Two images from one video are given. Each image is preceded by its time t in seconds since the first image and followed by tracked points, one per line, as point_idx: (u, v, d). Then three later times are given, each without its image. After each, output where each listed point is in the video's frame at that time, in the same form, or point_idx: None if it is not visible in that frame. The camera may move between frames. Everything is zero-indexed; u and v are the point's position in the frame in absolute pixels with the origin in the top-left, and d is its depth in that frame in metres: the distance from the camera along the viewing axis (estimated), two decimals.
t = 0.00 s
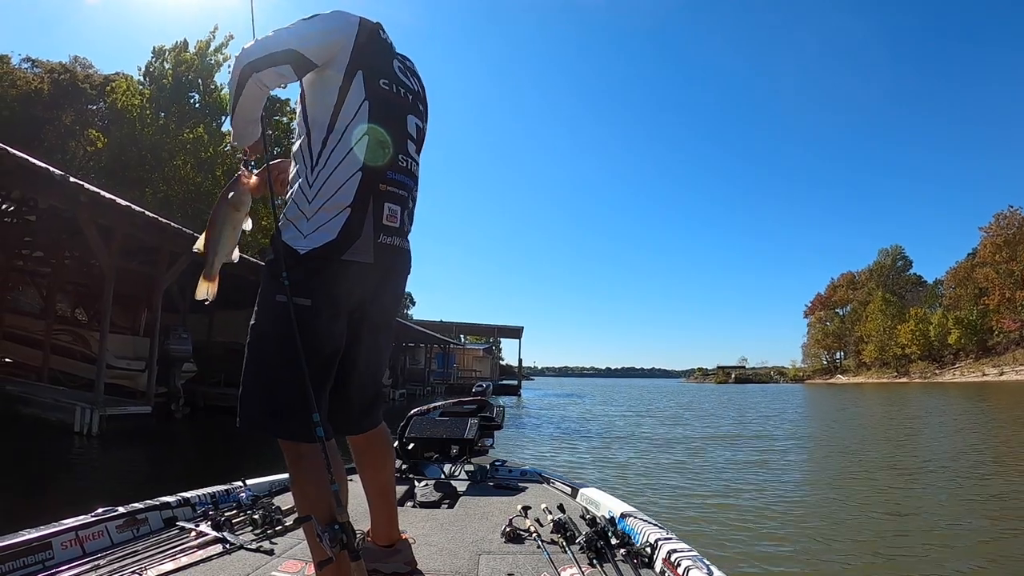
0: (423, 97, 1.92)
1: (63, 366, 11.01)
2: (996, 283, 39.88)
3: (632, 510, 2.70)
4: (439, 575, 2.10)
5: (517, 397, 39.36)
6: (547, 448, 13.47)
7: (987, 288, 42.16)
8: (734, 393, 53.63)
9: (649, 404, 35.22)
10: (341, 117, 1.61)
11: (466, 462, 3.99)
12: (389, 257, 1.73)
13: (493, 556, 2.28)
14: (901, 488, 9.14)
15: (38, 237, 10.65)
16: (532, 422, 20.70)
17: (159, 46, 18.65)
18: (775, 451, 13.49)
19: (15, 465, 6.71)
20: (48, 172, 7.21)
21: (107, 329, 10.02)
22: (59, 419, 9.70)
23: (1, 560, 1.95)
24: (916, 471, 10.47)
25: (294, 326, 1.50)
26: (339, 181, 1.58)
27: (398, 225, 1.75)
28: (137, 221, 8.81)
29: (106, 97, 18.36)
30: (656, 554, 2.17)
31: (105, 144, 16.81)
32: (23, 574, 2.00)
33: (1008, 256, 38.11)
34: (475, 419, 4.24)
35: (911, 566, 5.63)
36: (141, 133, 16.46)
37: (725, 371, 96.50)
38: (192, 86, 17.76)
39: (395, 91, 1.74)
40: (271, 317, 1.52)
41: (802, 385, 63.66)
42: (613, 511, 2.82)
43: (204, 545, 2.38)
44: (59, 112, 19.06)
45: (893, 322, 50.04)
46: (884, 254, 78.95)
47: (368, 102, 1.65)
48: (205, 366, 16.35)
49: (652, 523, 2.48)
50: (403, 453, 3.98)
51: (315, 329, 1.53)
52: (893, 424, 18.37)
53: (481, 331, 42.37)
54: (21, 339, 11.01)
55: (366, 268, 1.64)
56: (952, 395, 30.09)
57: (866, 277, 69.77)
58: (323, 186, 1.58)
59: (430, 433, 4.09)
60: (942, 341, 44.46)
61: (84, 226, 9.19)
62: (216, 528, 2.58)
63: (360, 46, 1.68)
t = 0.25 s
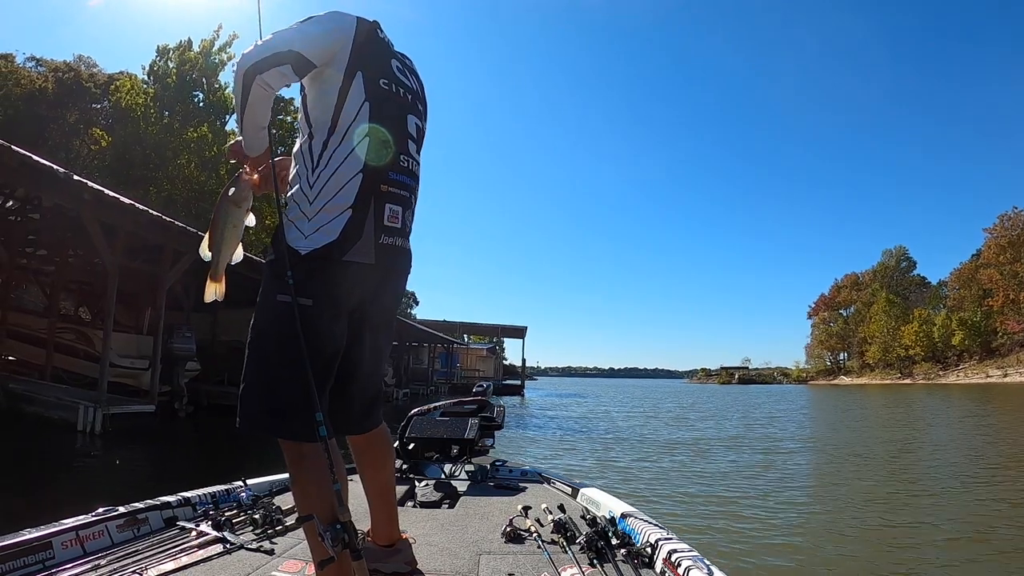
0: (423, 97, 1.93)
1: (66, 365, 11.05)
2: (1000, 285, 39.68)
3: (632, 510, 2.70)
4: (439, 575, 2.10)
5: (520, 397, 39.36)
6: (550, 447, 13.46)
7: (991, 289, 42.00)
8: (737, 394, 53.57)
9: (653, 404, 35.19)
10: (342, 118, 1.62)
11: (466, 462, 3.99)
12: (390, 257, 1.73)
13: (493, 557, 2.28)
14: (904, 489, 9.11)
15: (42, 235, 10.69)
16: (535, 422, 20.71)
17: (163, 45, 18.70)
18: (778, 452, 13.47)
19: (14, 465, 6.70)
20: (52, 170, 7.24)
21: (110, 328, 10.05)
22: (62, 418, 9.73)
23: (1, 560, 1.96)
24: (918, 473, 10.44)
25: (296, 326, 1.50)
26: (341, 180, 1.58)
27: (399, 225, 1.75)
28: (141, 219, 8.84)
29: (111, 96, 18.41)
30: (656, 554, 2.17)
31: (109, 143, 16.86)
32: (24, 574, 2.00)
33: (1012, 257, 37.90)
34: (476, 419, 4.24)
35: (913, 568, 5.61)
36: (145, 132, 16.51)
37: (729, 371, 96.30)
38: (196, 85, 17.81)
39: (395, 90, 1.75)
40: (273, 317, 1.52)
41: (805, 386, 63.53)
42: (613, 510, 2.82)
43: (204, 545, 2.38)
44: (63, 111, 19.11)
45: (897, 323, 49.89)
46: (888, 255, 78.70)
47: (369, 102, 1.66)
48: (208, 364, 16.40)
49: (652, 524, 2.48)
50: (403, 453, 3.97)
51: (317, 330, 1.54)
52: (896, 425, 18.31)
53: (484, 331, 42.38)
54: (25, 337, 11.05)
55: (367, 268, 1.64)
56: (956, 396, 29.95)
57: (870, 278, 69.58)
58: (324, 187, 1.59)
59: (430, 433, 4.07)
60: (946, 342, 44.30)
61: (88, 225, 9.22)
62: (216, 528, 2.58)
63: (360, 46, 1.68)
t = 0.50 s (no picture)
0: (418, 96, 1.93)
1: (68, 366, 11.07)
2: (1003, 284, 39.57)
3: (632, 510, 2.70)
4: (439, 575, 2.10)
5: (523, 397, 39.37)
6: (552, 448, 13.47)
7: (994, 288, 41.90)
8: (740, 394, 53.50)
9: (655, 404, 35.16)
10: (340, 119, 1.62)
11: (466, 462, 3.99)
12: (388, 257, 1.73)
13: (493, 557, 2.28)
14: (906, 489, 9.09)
15: (44, 236, 10.71)
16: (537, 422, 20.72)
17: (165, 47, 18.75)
18: (779, 452, 13.45)
19: (14, 464, 6.74)
20: (54, 171, 7.26)
21: (112, 329, 10.08)
22: (64, 419, 9.75)
23: (1, 560, 1.96)
24: (921, 472, 10.41)
25: (296, 327, 1.51)
26: (340, 181, 1.58)
27: (397, 224, 1.75)
28: (143, 220, 8.86)
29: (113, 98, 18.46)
30: (656, 554, 2.17)
31: (111, 145, 16.91)
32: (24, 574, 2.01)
33: (1015, 257, 37.66)
34: (475, 419, 4.25)
35: (915, 568, 5.59)
36: (147, 133, 16.54)
37: (731, 371, 96.18)
38: (198, 86, 17.85)
39: (391, 90, 1.75)
40: (273, 318, 1.52)
41: (808, 386, 63.43)
42: (613, 510, 2.81)
43: (204, 545, 2.39)
44: (65, 112, 19.16)
45: (900, 323, 49.80)
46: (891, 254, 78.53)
47: (366, 102, 1.66)
48: (210, 365, 16.42)
49: (652, 524, 2.48)
50: (403, 453, 3.97)
51: (316, 331, 1.54)
52: (899, 425, 18.27)
53: (487, 332, 42.40)
54: (27, 339, 11.09)
55: (366, 268, 1.64)
56: (960, 396, 29.86)
57: (872, 277, 69.41)
58: (322, 188, 1.59)
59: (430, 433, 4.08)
60: (949, 341, 44.21)
61: (90, 226, 9.24)
62: (216, 528, 2.58)
63: (355, 47, 1.68)
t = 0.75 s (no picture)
0: (414, 95, 1.93)
1: (70, 368, 11.09)
2: (1005, 282, 39.50)
3: (632, 510, 2.70)
4: (439, 575, 2.10)
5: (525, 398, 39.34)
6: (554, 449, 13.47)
7: (996, 287, 41.84)
8: (743, 394, 53.40)
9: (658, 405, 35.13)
10: (337, 119, 1.62)
11: (466, 462, 3.99)
12: (386, 257, 1.74)
13: (493, 557, 2.28)
14: (908, 489, 9.07)
15: (46, 239, 10.74)
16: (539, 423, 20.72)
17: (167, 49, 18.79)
18: (781, 452, 13.44)
19: (15, 464, 6.89)
20: (55, 173, 7.28)
21: (115, 331, 10.09)
22: (66, 421, 9.76)
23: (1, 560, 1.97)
24: (924, 472, 10.38)
25: (295, 327, 1.51)
26: (338, 181, 1.58)
27: (395, 224, 1.76)
28: (144, 222, 8.88)
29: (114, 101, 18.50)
30: (655, 554, 2.16)
31: (113, 147, 16.95)
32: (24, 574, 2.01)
33: (1017, 255, 37.56)
34: (475, 419, 4.25)
35: (917, 568, 5.58)
36: (149, 136, 16.58)
37: (734, 371, 96.08)
38: (199, 89, 17.89)
39: (388, 90, 1.75)
40: (272, 318, 1.53)
41: (811, 386, 63.33)
42: (613, 511, 2.81)
43: (203, 545, 2.39)
44: (67, 115, 19.21)
45: (902, 322, 49.72)
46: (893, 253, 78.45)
47: (363, 102, 1.66)
48: (213, 368, 16.45)
49: (652, 524, 2.47)
50: (402, 453, 3.97)
51: (315, 330, 1.54)
52: (901, 424, 18.24)
53: (489, 333, 42.41)
54: (30, 341, 11.12)
55: (364, 268, 1.64)
56: (963, 395, 29.80)
57: (875, 277, 69.25)
58: (320, 188, 1.59)
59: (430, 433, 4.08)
60: (952, 340, 44.14)
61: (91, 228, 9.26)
62: (216, 528, 2.59)
63: (352, 47, 1.68)
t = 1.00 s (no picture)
0: (411, 96, 1.93)
1: (72, 371, 11.11)
2: (1007, 280, 39.47)
3: (631, 510, 2.69)
4: (438, 575, 2.10)
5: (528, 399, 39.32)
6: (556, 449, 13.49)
7: (998, 285, 41.81)
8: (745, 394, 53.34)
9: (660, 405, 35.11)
10: (333, 119, 1.62)
11: (466, 463, 3.99)
12: (383, 258, 1.74)
13: (492, 557, 2.28)
14: (911, 488, 9.05)
15: (47, 242, 10.75)
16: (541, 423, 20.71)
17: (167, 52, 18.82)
18: (783, 451, 13.43)
19: (14, 469, 6.92)
20: (56, 176, 7.28)
21: (117, 333, 10.10)
22: (68, 424, 9.78)
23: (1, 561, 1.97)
24: (926, 471, 10.35)
25: (293, 327, 1.51)
26: (335, 181, 1.58)
27: (392, 224, 1.76)
28: (146, 225, 8.89)
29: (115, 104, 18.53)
30: (655, 553, 2.16)
31: (114, 150, 16.99)
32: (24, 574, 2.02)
33: (1019, 253, 37.54)
34: (475, 419, 4.26)
35: (920, 566, 5.57)
36: (150, 139, 16.61)
37: (736, 371, 96.07)
38: (200, 91, 17.94)
39: (384, 90, 1.76)
40: (270, 318, 1.53)
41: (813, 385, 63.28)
42: (612, 510, 2.81)
43: (203, 545, 2.40)
44: (68, 119, 19.23)
45: (904, 321, 49.68)
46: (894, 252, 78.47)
47: (359, 104, 1.67)
48: (215, 370, 16.47)
49: (651, 523, 2.47)
50: (402, 452, 3.97)
51: (313, 330, 1.54)
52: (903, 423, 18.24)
53: (492, 334, 42.44)
54: (32, 345, 11.13)
55: (361, 270, 1.64)
56: (965, 394, 29.83)
57: (877, 276, 69.11)
58: (316, 188, 1.59)
59: (429, 432, 4.08)
60: (954, 339, 44.15)
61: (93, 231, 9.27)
62: (215, 528, 2.59)
63: (348, 47, 1.69)
